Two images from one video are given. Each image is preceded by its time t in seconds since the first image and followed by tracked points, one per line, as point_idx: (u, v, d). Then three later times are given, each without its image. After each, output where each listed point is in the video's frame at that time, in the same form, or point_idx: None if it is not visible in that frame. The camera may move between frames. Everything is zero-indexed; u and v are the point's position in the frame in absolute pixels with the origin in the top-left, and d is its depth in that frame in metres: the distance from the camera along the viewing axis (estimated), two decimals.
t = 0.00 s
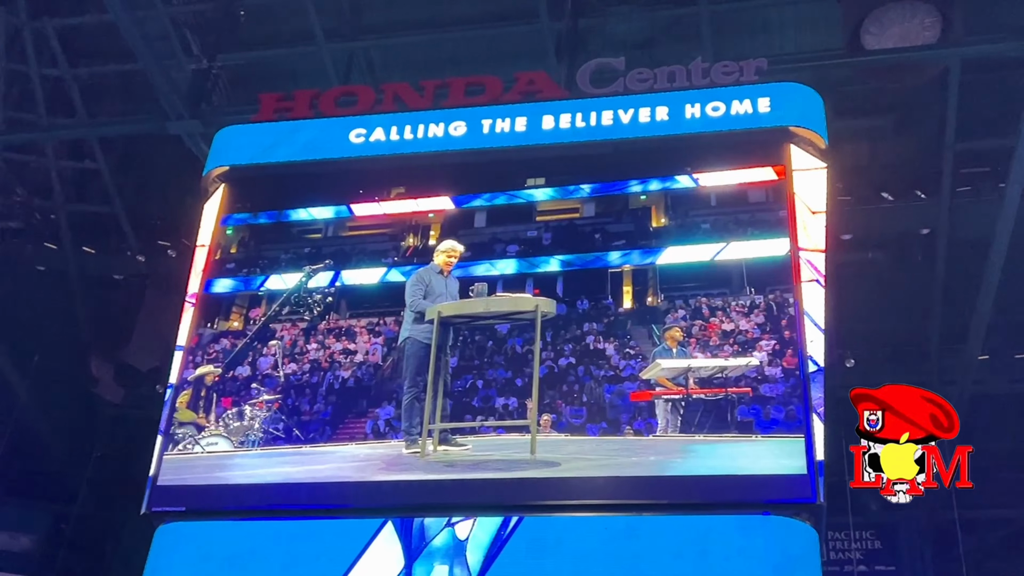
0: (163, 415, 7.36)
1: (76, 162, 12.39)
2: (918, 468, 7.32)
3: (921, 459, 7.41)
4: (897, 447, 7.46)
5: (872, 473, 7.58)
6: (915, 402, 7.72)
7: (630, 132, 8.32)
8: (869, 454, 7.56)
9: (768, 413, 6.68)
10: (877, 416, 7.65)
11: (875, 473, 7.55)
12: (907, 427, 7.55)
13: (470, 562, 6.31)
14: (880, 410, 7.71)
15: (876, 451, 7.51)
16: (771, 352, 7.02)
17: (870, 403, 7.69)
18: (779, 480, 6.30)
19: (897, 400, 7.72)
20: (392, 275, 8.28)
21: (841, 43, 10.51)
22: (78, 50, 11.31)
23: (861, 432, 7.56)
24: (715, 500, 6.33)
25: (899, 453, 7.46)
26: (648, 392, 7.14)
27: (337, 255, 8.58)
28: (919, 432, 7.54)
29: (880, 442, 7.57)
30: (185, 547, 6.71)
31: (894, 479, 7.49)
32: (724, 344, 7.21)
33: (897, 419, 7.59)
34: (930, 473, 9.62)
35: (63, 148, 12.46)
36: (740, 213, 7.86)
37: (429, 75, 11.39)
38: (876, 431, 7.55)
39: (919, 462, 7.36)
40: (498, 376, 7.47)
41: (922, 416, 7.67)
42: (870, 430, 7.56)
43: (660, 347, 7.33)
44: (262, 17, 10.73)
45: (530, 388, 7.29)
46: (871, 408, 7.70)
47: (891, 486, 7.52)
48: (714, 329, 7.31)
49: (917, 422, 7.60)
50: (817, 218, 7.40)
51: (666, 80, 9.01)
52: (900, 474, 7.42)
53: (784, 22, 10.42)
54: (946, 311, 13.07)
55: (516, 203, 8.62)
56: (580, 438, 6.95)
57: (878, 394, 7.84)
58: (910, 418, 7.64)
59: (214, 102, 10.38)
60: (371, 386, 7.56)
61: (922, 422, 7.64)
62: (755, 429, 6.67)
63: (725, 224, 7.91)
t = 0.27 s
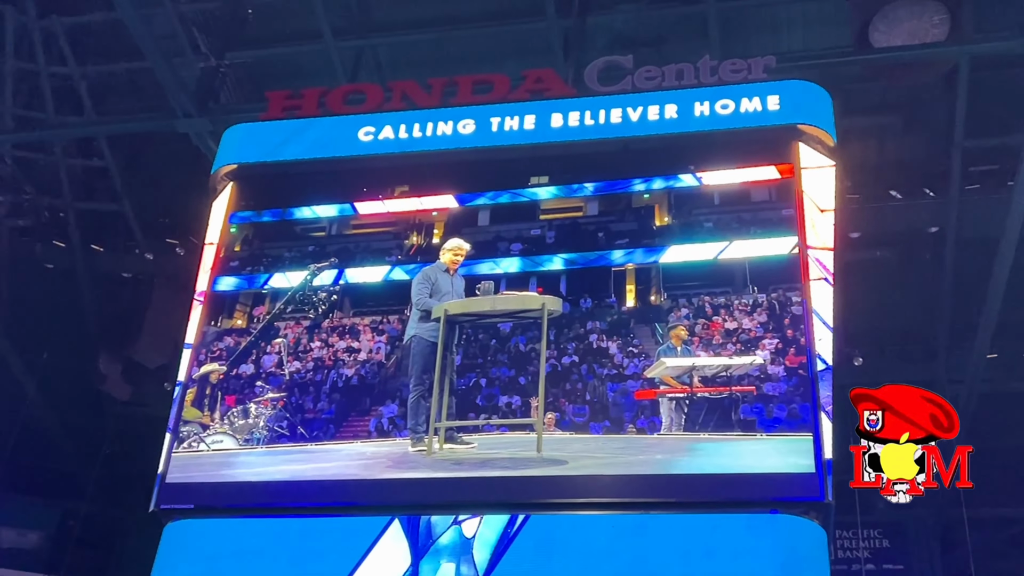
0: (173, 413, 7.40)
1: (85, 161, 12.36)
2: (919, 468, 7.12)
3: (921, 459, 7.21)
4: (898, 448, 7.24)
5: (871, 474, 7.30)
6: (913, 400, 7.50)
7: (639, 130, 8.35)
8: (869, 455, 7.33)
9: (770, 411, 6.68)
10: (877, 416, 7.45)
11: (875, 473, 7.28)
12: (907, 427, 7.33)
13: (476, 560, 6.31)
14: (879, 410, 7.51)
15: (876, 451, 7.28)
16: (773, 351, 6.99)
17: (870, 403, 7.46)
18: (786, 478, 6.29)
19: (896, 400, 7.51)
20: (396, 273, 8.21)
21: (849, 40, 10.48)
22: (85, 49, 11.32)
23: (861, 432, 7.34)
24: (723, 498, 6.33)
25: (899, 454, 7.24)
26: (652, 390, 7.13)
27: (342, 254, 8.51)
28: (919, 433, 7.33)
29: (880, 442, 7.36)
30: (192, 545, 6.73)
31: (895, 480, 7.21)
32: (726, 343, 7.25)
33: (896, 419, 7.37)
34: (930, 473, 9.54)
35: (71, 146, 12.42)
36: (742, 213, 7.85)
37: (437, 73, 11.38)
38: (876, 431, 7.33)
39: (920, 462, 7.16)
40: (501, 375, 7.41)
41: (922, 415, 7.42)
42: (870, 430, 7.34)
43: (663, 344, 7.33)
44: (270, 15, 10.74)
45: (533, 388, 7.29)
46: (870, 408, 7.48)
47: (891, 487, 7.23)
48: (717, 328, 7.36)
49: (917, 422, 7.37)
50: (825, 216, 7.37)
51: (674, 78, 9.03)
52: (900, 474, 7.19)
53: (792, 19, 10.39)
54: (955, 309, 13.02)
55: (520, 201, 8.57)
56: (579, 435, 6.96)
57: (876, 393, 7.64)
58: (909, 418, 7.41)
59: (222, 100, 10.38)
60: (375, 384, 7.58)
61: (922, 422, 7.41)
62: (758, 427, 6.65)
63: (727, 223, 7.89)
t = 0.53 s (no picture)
0: (180, 410, 7.38)
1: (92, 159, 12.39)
2: (918, 468, 7.21)
3: (921, 459, 7.31)
4: (897, 448, 7.35)
5: (871, 474, 7.44)
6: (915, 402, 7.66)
7: (647, 127, 8.33)
8: (869, 455, 7.43)
9: (773, 409, 6.71)
10: (877, 416, 7.56)
11: (875, 474, 7.42)
12: (907, 427, 7.46)
13: (483, 557, 6.32)
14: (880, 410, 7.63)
15: (876, 451, 7.38)
16: (775, 349, 7.06)
17: (869, 403, 7.63)
18: (792, 476, 6.29)
19: (897, 400, 7.65)
20: (399, 271, 8.23)
21: (857, 37, 10.46)
22: (94, 46, 11.34)
23: (861, 432, 7.45)
24: (731, 495, 6.32)
25: (899, 453, 7.34)
26: (657, 387, 7.15)
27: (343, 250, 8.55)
28: (918, 432, 7.46)
29: (879, 442, 7.46)
30: (200, 542, 6.74)
31: (895, 480, 7.37)
32: (729, 340, 7.27)
33: (896, 419, 7.50)
34: (930, 473, 9.15)
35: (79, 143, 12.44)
36: (745, 211, 8.10)
37: (444, 70, 11.39)
38: (876, 431, 7.45)
39: (919, 462, 7.25)
40: (504, 372, 7.46)
41: (922, 415, 7.59)
42: (870, 430, 7.46)
43: (666, 341, 7.41)
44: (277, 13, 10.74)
45: (537, 384, 7.42)
46: (871, 408, 7.63)
47: (891, 486, 7.43)
48: (719, 326, 7.47)
49: (916, 422, 7.52)
50: (833, 213, 7.36)
51: (681, 74, 9.03)
52: (900, 474, 7.31)
53: (800, 16, 10.38)
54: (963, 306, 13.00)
55: (523, 199, 8.55)
56: (581, 433, 6.93)
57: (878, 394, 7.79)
58: (909, 418, 7.56)
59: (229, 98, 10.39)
60: (378, 382, 7.60)
61: (920, 421, 7.56)
62: (761, 425, 6.69)
63: (730, 220, 8.13)
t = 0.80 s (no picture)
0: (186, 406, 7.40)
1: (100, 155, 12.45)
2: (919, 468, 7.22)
3: (921, 459, 7.29)
4: (897, 448, 7.34)
5: (871, 474, 7.42)
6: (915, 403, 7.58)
7: (655, 122, 8.28)
8: (869, 455, 7.42)
9: (776, 405, 6.73)
10: (877, 416, 7.56)
11: (875, 473, 7.39)
12: (907, 427, 7.43)
13: (489, 552, 6.33)
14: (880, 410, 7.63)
15: (876, 451, 7.38)
16: (778, 345, 7.06)
17: (870, 403, 7.64)
18: (799, 472, 6.29)
19: (897, 400, 7.63)
20: (403, 267, 8.29)
21: (865, 32, 10.44)
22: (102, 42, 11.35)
23: (861, 432, 7.46)
24: (739, 491, 6.30)
25: (899, 453, 7.33)
26: (661, 383, 7.17)
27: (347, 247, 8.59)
28: (918, 433, 7.42)
29: (880, 442, 7.45)
30: (208, 538, 6.78)
31: (894, 479, 7.37)
32: (732, 337, 7.15)
33: (897, 419, 7.49)
34: (929, 473, 9.14)
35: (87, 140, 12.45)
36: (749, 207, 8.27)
37: (450, 67, 11.40)
38: (876, 431, 7.44)
39: (919, 462, 7.24)
40: (508, 369, 7.44)
41: (922, 415, 7.53)
42: (870, 430, 7.46)
43: (670, 338, 7.43)
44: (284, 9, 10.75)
45: (541, 380, 7.27)
46: (871, 408, 7.64)
47: (891, 486, 7.45)
48: (722, 322, 7.32)
49: (917, 422, 7.48)
50: (841, 209, 7.37)
51: (689, 70, 8.99)
52: (900, 474, 7.31)
53: (808, 11, 10.35)
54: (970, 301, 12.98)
55: (526, 196, 8.69)
56: (585, 430, 6.99)
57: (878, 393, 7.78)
58: (910, 418, 7.52)
59: (237, 94, 10.41)
60: (382, 378, 7.54)
61: (922, 422, 7.51)
62: (764, 421, 6.71)
63: (732, 218, 8.24)
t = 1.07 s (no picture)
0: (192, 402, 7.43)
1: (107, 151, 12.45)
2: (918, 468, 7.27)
3: (921, 459, 7.35)
4: (897, 448, 7.39)
5: (871, 473, 7.53)
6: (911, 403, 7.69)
7: (663, 117, 8.24)
8: (869, 454, 7.51)
9: (778, 401, 6.78)
10: (876, 416, 7.62)
11: (874, 473, 7.51)
12: (907, 427, 7.51)
13: (495, 547, 6.33)
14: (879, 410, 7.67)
15: (876, 450, 7.46)
16: (780, 340, 7.10)
17: (869, 403, 7.67)
18: (804, 467, 6.29)
19: (896, 400, 7.68)
20: (406, 263, 8.22)
21: (872, 26, 10.40)
22: (107, 39, 11.35)
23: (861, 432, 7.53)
24: (745, 485, 6.31)
25: (899, 453, 7.37)
26: (664, 378, 7.15)
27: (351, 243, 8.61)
28: (917, 432, 7.50)
29: (880, 442, 7.52)
30: (215, 532, 6.80)
31: (894, 479, 7.44)
32: (734, 332, 7.20)
33: (896, 419, 7.55)
34: (928, 473, 9.12)
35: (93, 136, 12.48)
36: (751, 203, 8.17)
37: (455, 61, 11.39)
38: (876, 431, 7.51)
39: (919, 461, 7.31)
40: (510, 364, 7.41)
41: (921, 416, 7.65)
42: (870, 430, 7.53)
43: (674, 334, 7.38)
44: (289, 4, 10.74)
45: (544, 376, 7.23)
46: (871, 408, 7.67)
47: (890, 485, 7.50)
48: (725, 317, 7.32)
49: (916, 422, 7.57)
50: (847, 203, 7.39)
51: (694, 65, 8.97)
52: (900, 474, 7.37)
53: (814, 5, 10.32)
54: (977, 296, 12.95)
55: (529, 191, 8.62)
56: (592, 425, 6.99)
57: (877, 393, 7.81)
58: (908, 418, 7.59)
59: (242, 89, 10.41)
60: (385, 374, 7.57)
61: (921, 422, 7.64)
62: (766, 416, 6.73)
63: (735, 212, 8.14)
